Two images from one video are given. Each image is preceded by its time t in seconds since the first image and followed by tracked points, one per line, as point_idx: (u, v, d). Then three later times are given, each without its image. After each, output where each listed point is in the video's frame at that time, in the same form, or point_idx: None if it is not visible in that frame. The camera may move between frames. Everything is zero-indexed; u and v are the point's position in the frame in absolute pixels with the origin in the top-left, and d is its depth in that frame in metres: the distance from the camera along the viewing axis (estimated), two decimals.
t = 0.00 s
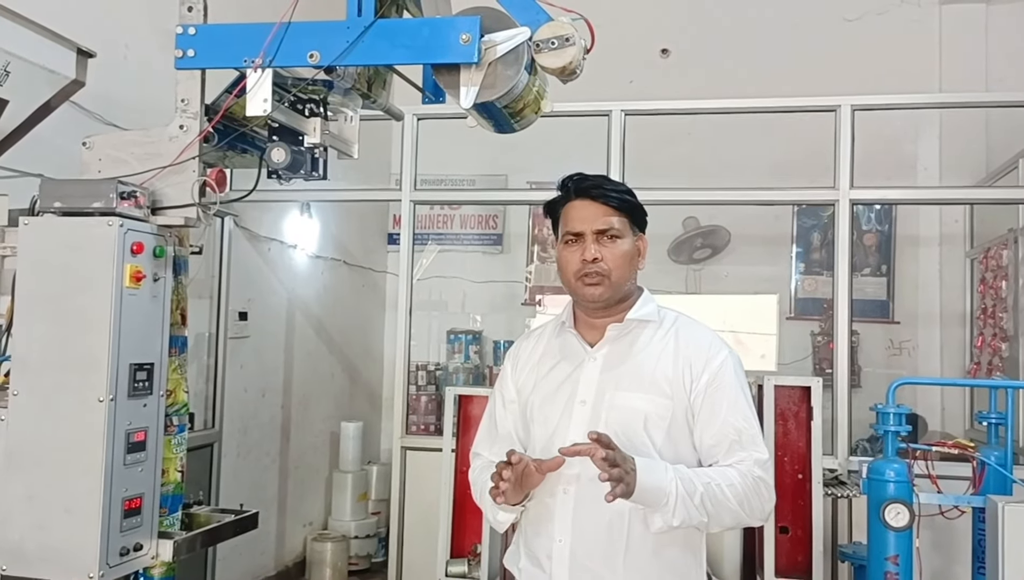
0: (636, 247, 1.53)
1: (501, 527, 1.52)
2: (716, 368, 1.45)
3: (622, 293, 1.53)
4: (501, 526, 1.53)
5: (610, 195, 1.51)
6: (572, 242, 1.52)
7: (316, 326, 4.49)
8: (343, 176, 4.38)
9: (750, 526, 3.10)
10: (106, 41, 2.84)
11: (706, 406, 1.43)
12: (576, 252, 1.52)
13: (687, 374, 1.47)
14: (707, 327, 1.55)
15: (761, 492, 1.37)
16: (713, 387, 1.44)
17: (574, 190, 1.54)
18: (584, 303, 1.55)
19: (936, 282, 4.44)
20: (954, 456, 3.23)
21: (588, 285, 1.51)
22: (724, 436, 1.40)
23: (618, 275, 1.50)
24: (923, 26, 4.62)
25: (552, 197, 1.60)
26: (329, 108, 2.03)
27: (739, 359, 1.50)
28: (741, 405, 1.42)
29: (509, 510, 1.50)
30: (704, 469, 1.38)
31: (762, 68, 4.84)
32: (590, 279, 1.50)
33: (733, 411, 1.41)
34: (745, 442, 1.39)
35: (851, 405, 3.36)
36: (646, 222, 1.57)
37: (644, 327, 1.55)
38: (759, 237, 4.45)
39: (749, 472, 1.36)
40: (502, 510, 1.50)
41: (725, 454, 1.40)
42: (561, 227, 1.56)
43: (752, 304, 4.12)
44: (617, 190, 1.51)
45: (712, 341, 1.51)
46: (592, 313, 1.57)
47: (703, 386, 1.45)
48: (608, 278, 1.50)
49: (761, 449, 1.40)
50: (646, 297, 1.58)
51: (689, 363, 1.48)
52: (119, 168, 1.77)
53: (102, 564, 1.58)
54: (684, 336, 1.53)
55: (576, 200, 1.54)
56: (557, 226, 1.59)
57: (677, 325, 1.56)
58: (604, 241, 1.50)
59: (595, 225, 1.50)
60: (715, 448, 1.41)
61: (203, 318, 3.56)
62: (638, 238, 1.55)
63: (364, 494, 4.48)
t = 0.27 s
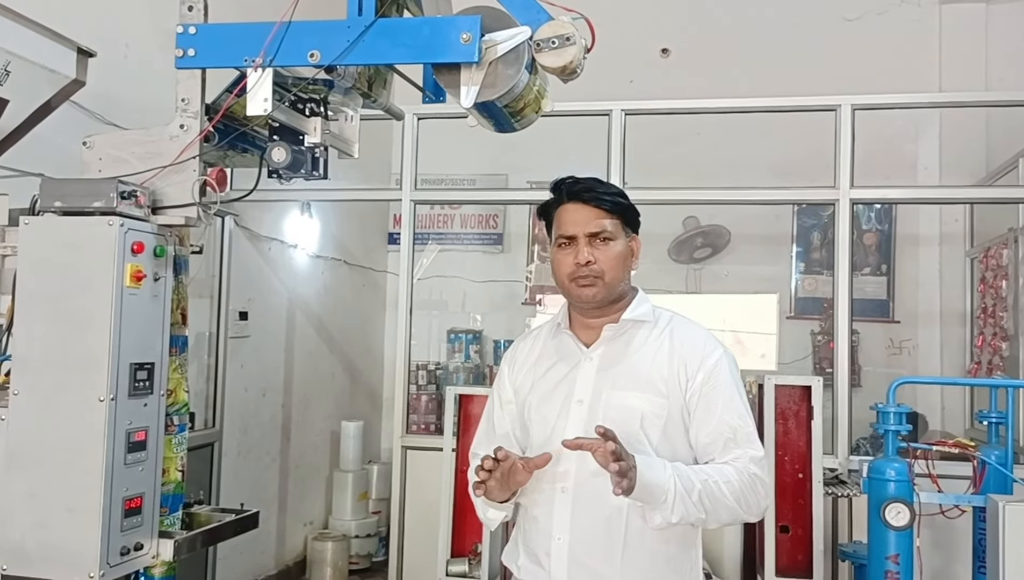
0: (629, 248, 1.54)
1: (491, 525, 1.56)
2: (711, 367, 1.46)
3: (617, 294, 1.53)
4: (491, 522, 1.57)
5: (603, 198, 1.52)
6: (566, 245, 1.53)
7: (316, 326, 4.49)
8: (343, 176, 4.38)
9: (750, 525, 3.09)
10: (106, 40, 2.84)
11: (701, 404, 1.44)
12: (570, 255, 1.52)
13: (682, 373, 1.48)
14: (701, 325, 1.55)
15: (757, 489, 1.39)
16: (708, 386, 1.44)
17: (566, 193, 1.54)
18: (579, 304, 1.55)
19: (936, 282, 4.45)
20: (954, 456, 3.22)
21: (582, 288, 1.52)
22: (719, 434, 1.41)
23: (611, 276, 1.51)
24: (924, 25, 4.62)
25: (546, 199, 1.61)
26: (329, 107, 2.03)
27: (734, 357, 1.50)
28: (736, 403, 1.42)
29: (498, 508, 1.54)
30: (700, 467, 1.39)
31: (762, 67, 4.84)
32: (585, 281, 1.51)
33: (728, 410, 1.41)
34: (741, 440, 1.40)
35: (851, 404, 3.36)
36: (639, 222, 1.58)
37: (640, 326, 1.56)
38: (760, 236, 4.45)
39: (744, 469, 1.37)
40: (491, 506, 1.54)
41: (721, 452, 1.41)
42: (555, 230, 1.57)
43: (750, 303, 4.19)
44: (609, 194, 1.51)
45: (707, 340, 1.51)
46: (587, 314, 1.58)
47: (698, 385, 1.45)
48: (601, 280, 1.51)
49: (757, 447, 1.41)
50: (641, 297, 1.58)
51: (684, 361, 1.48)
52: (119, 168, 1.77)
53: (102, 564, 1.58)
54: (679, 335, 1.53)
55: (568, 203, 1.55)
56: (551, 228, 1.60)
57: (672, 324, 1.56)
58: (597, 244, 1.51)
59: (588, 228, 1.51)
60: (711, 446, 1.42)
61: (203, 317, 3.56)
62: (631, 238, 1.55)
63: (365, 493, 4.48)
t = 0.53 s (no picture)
0: (620, 254, 1.54)
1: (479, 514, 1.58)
2: (704, 367, 1.48)
3: (610, 299, 1.54)
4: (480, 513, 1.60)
5: (593, 206, 1.52)
6: (557, 252, 1.53)
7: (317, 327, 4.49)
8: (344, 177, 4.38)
9: (752, 526, 3.09)
10: (107, 42, 2.84)
11: (696, 404, 1.46)
12: (561, 262, 1.52)
13: (676, 373, 1.49)
14: (693, 327, 1.57)
15: (752, 486, 1.40)
16: (701, 385, 1.46)
17: (556, 201, 1.55)
18: (572, 312, 1.55)
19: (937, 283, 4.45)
20: (956, 457, 3.22)
21: (574, 294, 1.52)
22: (714, 432, 1.42)
23: (604, 281, 1.51)
24: (924, 26, 4.62)
25: (536, 207, 1.62)
26: (330, 108, 2.03)
27: (726, 358, 1.52)
28: (730, 402, 1.44)
29: (485, 495, 1.57)
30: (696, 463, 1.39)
31: (762, 68, 4.84)
32: (577, 288, 1.51)
33: (722, 409, 1.43)
34: (735, 437, 1.41)
35: (852, 405, 3.35)
36: (628, 228, 1.58)
37: (633, 329, 1.57)
38: (760, 237, 4.45)
39: (740, 466, 1.38)
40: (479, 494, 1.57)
41: (715, 450, 1.42)
42: (546, 238, 1.57)
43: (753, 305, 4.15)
44: (599, 201, 1.52)
45: (699, 340, 1.53)
46: (580, 320, 1.58)
47: (692, 385, 1.47)
48: (594, 286, 1.51)
49: (750, 444, 1.42)
50: (633, 301, 1.59)
51: (678, 362, 1.50)
52: (120, 169, 1.77)
53: (103, 565, 1.58)
54: (672, 336, 1.55)
55: (557, 211, 1.55)
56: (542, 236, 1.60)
57: (664, 326, 1.58)
58: (588, 250, 1.51)
59: (578, 235, 1.51)
60: (706, 444, 1.43)
61: (204, 319, 3.56)
62: (622, 244, 1.56)
63: (366, 495, 4.48)
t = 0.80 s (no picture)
0: (614, 255, 1.54)
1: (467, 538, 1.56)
2: (698, 369, 1.48)
3: (603, 300, 1.53)
4: (469, 537, 1.56)
5: (587, 207, 1.53)
6: (550, 252, 1.53)
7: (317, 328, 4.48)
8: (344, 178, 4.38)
9: (753, 528, 3.08)
10: (107, 43, 2.84)
11: (691, 406, 1.46)
12: (554, 262, 1.52)
13: (671, 376, 1.49)
14: (687, 329, 1.58)
15: (745, 488, 1.40)
16: (696, 388, 1.46)
17: (551, 204, 1.56)
18: (565, 312, 1.55)
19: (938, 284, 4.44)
20: (957, 458, 3.21)
21: (568, 294, 1.51)
22: (708, 434, 1.43)
23: (598, 281, 1.51)
24: (925, 26, 4.61)
25: (532, 212, 1.63)
26: (330, 109, 2.02)
27: (720, 360, 1.53)
28: (724, 404, 1.45)
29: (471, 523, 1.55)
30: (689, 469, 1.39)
31: (763, 69, 4.83)
32: (570, 287, 1.51)
33: (715, 411, 1.44)
34: (728, 440, 1.42)
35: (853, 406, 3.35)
36: (623, 231, 1.58)
37: (628, 332, 1.57)
38: (761, 238, 4.45)
39: (732, 469, 1.38)
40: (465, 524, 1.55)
41: (708, 452, 1.42)
42: (540, 241, 1.58)
43: (753, 306, 4.08)
44: (594, 203, 1.53)
45: (694, 343, 1.54)
46: (574, 322, 1.58)
47: (687, 387, 1.47)
48: (588, 285, 1.51)
49: (743, 447, 1.43)
50: (627, 304, 1.60)
51: (673, 365, 1.50)
52: (119, 171, 1.76)
53: (103, 567, 1.57)
54: (666, 339, 1.55)
55: (552, 213, 1.56)
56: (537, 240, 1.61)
57: (658, 329, 1.58)
58: (581, 250, 1.51)
59: (572, 235, 1.51)
60: (700, 446, 1.43)
61: (205, 320, 3.55)
62: (616, 246, 1.56)
63: (366, 496, 4.47)
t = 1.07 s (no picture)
0: (611, 253, 1.54)
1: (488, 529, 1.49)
2: (688, 365, 1.47)
3: (598, 296, 1.53)
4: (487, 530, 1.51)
5: (586, 203, 1.54)
6: (548, 246, 1.53)
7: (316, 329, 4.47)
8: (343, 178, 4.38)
9: (752, 527, 3.08)
10: (106, 44, 2.84)
11: (681, 402, 1.45)
12: (551, 255, 1.52)
13: (662, 372, 1.49)
14: (681, 328, 1.57)
15: (733, 485, 1.38)
16: (686, 384, 1.45)
17: (551, 199, 1.57)
18: (559, 306, 1.54)
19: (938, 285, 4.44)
20: (957, 458, 3.21)
21: (563, 286, 1.51)
22: (697, 430, 1.41)
23: (593, 276, 1.51)
24: (925, 26, 4.61)
25: (531, 210, 1.63)
26: (329, 109, 2.02)
27: (712, 357, 1.52)
28: (714, 400, 1.43)
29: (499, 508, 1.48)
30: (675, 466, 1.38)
31: (762, 70, 4.83)
32: (566, 279, 1.50)
33: (705, 406, 1.42)
34: (717, 435, 1.40)
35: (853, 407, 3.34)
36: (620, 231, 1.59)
37: (620, 331, 1.57)
38: (760, 238, 4.45)
39: (718, 464, 1.37)
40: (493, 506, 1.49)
41: (698, 449, 1.41)
42: (538, 235, 1.58)
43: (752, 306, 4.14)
44: (592, 199, 1.54)
45: (685, 341, 1.53)
46: (568, 318, 1.59)
47: (677, 383, 1.46)
48: (584, 279, 1.51)
49: (732, 442, 1.40)
50: (621, 303, 1.61)
51: (664, 362, 1.50)
52: (118, 171, 1.76)
53: (102, 568, 1.57)
54: (659, 337, 1.55)
55: (551, 207, 1.57)
56: (535, 236, 1.61)
57: (651, 328, 1.59)
58: (579, 244, 1.51)
59: (570, 228, 1.51)
60: (689, 442, 1.42)
61: (203, 321, 3.55)
62: (613, 245, 1.56)
63: (366, 497, 4.47)
